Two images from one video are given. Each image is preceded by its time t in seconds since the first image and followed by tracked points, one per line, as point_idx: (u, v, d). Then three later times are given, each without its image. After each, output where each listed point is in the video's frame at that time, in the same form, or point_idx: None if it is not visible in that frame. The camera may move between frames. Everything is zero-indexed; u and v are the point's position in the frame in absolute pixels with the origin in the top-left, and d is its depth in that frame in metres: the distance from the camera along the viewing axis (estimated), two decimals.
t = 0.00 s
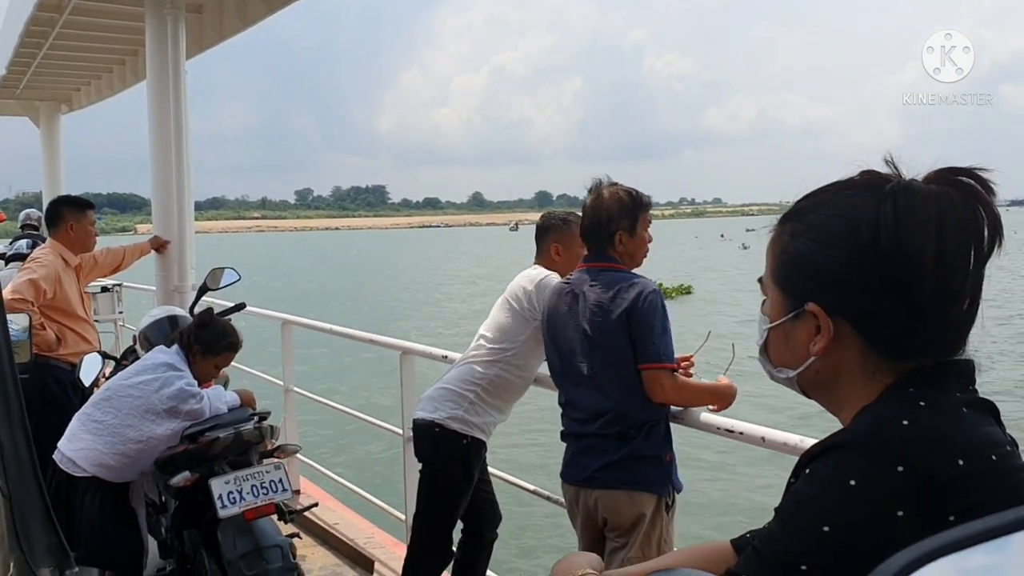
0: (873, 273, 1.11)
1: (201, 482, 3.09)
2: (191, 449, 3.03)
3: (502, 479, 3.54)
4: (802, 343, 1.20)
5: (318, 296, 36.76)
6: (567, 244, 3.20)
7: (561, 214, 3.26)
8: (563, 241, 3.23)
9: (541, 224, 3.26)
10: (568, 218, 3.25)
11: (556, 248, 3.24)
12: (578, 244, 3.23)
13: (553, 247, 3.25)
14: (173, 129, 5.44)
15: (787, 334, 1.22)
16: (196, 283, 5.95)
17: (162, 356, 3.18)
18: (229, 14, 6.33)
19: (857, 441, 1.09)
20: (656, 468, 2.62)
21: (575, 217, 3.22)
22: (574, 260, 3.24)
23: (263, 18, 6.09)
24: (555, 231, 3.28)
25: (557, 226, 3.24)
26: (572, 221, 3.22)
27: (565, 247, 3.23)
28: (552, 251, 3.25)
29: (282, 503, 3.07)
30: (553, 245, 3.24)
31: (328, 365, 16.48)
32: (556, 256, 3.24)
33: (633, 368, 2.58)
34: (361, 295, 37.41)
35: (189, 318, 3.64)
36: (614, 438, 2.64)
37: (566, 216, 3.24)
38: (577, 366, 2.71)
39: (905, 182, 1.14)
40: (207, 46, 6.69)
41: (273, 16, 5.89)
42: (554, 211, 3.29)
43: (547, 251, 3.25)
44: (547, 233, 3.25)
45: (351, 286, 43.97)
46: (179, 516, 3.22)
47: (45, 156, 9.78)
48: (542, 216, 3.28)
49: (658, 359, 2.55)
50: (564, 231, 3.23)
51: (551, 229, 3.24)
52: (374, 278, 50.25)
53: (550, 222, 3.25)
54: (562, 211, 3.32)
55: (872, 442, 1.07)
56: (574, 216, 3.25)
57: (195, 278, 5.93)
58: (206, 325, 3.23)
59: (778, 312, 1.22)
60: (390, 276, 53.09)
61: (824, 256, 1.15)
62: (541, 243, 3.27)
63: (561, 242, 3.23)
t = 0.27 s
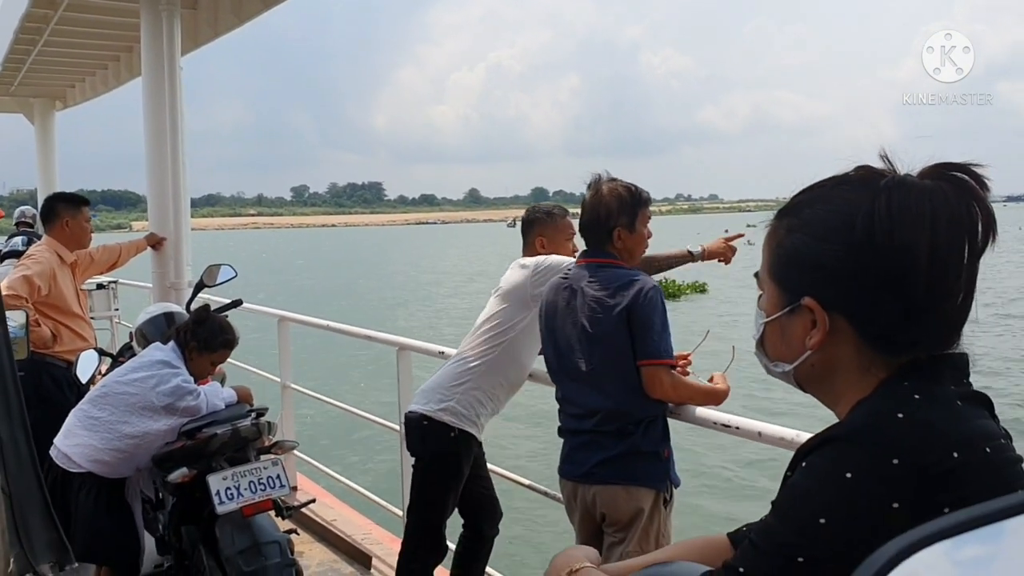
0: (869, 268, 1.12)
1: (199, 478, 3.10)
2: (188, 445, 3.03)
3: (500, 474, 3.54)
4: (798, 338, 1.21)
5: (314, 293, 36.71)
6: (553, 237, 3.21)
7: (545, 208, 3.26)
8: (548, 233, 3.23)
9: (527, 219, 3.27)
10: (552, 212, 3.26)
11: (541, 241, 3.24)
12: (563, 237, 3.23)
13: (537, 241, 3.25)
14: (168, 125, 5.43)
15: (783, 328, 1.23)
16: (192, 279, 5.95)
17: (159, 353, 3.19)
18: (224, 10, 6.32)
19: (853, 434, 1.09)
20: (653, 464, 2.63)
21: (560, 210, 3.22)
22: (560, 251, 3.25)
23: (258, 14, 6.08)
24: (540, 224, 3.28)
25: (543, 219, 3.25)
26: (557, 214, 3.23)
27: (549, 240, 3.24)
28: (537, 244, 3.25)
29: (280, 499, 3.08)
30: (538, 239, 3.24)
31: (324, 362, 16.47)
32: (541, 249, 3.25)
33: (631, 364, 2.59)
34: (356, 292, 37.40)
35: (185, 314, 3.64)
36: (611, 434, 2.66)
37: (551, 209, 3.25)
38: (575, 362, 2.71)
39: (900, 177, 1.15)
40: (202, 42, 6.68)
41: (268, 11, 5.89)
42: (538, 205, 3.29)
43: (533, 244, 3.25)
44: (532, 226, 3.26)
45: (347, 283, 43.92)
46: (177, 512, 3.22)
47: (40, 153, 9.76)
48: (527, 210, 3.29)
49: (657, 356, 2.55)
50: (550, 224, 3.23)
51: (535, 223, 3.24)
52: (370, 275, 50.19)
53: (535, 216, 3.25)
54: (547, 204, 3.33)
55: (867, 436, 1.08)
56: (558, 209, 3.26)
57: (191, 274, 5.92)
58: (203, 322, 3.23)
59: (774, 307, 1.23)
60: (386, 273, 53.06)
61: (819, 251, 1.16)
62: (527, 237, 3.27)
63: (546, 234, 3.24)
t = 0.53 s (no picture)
0: (861, 264, 1.12)
1: (191, 475, 3.09)
2: (181, 442, 3.03)
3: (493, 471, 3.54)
4: (789, 333, 1.22)
5: (306, 290, 36.64)
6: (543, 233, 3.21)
7: (535, 204, 3.27)
8: (539, 230, 3.23)
9: (517, 215, 3.27)
10: (543, 208, 3.26)
11: (531, 238, 3.24)
12: (552, 233, 3.23)
13: (527, 236, 3.25)
14: (161, 122, 5.42)
15: (775, 323, 1.23)
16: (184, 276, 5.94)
17: (149, 350, 3.18)
18: (216, 6, 6.30)
19: (844, 428, 1.10)
20: (646, 460, 2.64)
21: (549, 207, 3.22)
22: (549, 248, 3.24)
23: (250, 10, 6.07)
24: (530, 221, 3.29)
25: (533, 215, 3.25)
26: (546, 210, 3.23)
27: (540, 236, 3.23)
28: (527, 240, 3.25)
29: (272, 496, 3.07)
30: (528, 235, 3.25)
31: (316, 359, 16.44)
32: (531, 245, 3.24)
33: (624, 361, 2.60)
34: (349, 288, 37.31)
35: (176, 311, 3.64)
36: (604, 430, 2.66)
37: (541, 205, 3.25)
38: (568, 358, 2.72)
39: (892, 172, 1.16)
40: (194, 38, 6.66)
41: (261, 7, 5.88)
42: (528, 203, 3.30)
43: (522, 240, 3.25)
44: (523, 223, 3.26)
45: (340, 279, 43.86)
46: (169, 509, 3.22)
47: (31, 149, 9.72)
48: (518, 208, 3.29)
49: (652, 353, 2.56)
50: (540, 220, 3.23)
51: (526, 219, 3.25)
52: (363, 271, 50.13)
53: (525, 212, 3.26)
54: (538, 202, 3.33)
55: (859, 429, 1.09)
56: (548, 205, 3.26)
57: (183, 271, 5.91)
58: (194, 318, 3.22)
59: (766, 302, 1.24)
60: (379, 270, 53.01)
61: (811, 246, 1.16)
62: (517, 234, 3.28)
63: (537, 230, 3.23)
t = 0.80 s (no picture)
0: (851, 262, 1.13)
1: (182, 472, 3.08)
2: (173, 440, 3.02)
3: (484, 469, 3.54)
4: (780, 331, 1.22)
5: (297, 288, 36.56)
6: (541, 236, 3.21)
7: (538, 210, 3.27)
8: (538, 234, 3.23)
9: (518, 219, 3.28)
10: (544, 213, 3.26)
11: (530, 242, 3.24)
12: (552, 239, 3.22)
13: (527, 240, 3.26)
14: (152, 119, 5.40)
15: (766, 322, 1.24)
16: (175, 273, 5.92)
17: (141, 348, 3.17)
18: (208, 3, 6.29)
19: (835, 424, 1.10)
20: (637, 458, 2.64)
21: (551, 212, 3.22)
22: (548, 254, 3.23)
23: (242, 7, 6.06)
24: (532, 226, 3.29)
25: (534, 220, 3.25)
26: (547, 215, 3.23)
27: (539, 241, 3.23)
28: (526, 244, 3.25)
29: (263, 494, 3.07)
30: (528, 239, 3.25)
31: (308, 357, 16.41)
32: (530, 249, 3.24)
33: (616, 360, 2.60)
34: (341, 286, 37.24)
35: (168, 309, 3.63)
36: (595, 429, 2.66)
37: (542, 211, 3.26)
38: (559, 357, 2.72)
39: (883, 171, 1.16)
40: (186, 35, 6.64)
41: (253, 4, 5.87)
42: (531, 208, 3.31)
43: (522, 244, 3.25)
44: (524, 227, 3.26)
45: (332, 277, 43.78)
46: (160, 507, 3.21)
47: (21, 146, 9.68)
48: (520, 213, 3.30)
49: (645, 353, 2.56)
50: (540, 225, 3.23)
51: (526, 223, 3.25)
52: (355, 269, 50.08)
53: (526, 216, 3.27)
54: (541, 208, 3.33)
55: (850, 426, 1.09)
56: (550, 211, 3.27)
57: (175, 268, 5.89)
58: (185, 316, 3.22)
59: (757, 300, 1.24)
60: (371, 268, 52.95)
61: (801, 245, 1.16)
62: (518, 238, 3.28)
63: (536, 235, 3.23)
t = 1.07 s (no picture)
0: (839, 255, 1.13)
1: (172, 469, 3.08)
2: (162, 436, 3.01)
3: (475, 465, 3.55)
4: (768, 324, 1.22)
5: (288, 285, 36.47)
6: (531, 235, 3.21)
7: (532, 209, 3.28)
8: (528, 232, 3.24)
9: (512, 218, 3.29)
10: (537, 211, 3.26)
11: (519, 240, 3.26)
12: (543, 238, 3.22)
13: (517, 239, 3.27)
14: (141, 114, 5.38)
15: (754, 316, 1.24)
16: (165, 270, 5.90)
17: (130, 344, 3.16)
18: None
19: (823, 416, 1.11)
20: (627, 453, 2.65)
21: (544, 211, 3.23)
22: (538, 252, 3.24)
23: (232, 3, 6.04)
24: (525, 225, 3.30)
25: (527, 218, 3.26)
26: (539, 213, 3.24)
27: (528, 240, 3.24)
28: (516, 243, 3.27)
29: (253, 490, 3.06)
30: (518, 238, 3.26)
31: (299, 354, 16.38)
32: (519, 248, 3.26)
33: (605, 356, 2.60)
34: (332, 283, 37.18)
35: (157, 305, 3.62)
36: (585, 425, 2.67)
37: (536, 210, 3.26)
38: (550, 352, 2.72)
39: (869, 165, 1.17)
40: (175, 31, 6.62)
41: None
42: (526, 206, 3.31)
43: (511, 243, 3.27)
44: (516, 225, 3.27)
45: (323, 275, 43.72)
46: (149, 504, 3.21)
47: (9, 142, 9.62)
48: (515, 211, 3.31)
49: (635, 348, 2.56)
50: (532, 223, 3.23)
51: (519, 222, 3.26)
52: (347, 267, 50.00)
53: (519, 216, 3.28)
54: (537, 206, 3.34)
55: (837, 418, 1.10)
56: (544, 210, 3.27)
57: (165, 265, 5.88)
58: (174, 312, 3.21)
59: (745, 295, 1.25)
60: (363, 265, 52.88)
61: (788, 239, 1.17)
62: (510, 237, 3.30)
63: (526, 234, 3.24)
